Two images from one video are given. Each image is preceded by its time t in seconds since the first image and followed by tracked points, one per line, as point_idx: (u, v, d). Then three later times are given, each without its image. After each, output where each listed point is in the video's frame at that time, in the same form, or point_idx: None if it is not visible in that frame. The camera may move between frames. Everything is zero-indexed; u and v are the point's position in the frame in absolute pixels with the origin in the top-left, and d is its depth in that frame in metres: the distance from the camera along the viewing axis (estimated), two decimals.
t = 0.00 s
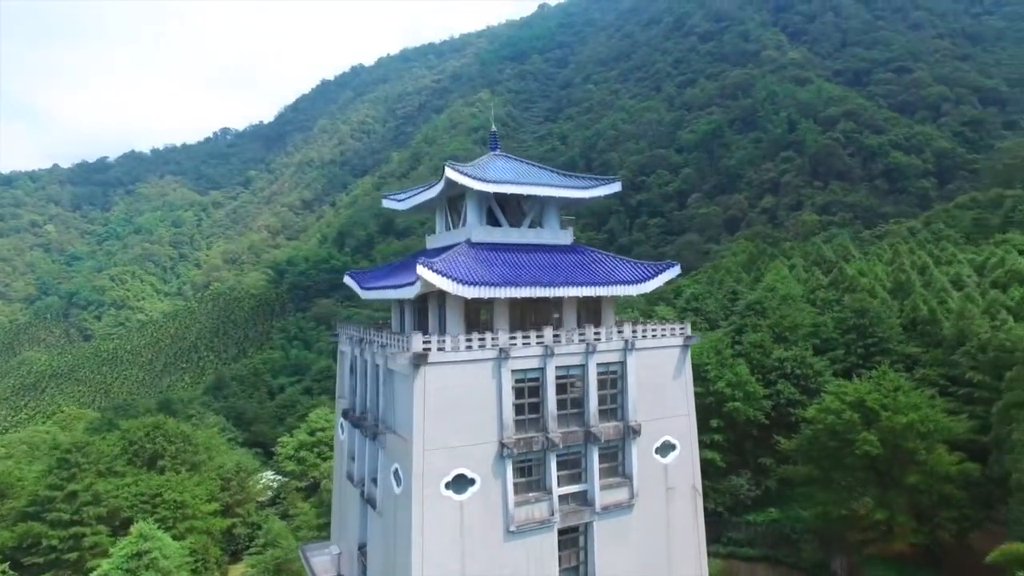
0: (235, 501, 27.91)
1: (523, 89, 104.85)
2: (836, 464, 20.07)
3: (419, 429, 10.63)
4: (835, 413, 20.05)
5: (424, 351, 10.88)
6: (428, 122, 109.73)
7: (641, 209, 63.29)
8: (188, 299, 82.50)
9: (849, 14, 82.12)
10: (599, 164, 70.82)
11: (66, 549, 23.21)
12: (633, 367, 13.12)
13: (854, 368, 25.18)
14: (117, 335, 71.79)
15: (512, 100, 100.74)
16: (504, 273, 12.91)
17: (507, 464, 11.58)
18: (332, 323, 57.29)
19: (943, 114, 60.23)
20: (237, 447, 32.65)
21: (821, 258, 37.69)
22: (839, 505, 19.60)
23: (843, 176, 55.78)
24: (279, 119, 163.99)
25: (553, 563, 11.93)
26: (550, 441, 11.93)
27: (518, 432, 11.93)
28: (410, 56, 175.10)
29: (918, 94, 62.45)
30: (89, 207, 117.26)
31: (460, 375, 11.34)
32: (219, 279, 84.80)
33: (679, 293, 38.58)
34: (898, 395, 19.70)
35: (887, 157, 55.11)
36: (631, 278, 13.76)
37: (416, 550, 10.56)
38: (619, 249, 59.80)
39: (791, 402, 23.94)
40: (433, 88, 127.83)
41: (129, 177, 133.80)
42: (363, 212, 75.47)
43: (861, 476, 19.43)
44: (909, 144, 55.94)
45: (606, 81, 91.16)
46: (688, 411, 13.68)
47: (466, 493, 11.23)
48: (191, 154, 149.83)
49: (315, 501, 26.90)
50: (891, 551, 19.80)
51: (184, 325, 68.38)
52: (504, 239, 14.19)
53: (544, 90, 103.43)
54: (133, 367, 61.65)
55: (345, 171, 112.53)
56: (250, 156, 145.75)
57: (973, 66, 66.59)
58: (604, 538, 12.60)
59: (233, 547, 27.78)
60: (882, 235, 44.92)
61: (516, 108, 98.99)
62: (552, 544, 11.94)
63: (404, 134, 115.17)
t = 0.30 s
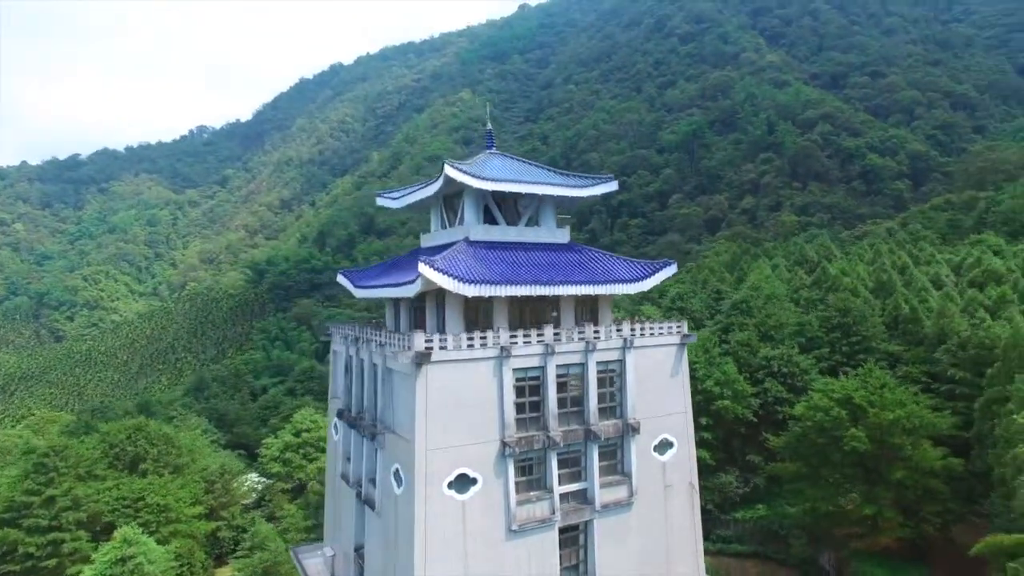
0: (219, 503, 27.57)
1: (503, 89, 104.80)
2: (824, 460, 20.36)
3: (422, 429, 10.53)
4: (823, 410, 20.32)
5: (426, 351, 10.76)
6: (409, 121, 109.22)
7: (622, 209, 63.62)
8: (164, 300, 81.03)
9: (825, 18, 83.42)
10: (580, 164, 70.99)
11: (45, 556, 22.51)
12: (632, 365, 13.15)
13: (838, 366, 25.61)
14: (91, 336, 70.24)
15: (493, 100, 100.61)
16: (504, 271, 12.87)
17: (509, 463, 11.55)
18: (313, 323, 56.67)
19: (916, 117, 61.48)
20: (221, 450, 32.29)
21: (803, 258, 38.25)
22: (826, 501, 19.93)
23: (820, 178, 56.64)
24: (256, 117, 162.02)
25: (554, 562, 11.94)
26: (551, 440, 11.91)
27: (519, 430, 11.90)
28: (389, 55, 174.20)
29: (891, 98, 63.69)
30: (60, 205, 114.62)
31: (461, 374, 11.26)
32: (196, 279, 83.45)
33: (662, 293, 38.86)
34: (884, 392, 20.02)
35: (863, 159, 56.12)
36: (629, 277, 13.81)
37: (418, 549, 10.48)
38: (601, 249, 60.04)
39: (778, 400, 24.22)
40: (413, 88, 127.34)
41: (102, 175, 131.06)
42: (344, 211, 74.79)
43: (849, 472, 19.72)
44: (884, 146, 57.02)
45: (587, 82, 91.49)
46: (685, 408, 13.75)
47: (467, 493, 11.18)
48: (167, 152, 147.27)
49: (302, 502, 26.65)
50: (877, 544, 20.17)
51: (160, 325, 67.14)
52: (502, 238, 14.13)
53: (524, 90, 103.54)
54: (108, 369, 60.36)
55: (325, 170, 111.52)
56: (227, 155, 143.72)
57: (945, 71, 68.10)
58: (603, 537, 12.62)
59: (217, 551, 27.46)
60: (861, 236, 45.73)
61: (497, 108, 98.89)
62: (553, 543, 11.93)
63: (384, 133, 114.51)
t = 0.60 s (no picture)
0: (199, 507, 27.02)
1: (480, 89, 104.66)
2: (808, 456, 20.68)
3: (423, 429, 10.43)
4: (808, 407, 20.65)
5: (427, 349, 10.66)
6: (385, 120, 108.51)
7: (600, 210, 63.91)
8: (134, 300, 79.18)
9: (797, 23, 84.88)
10: (558, 164, 71.07)
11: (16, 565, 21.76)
12: (628, 362, 13.20)
13: (819, 364, 26.07)
14: (57, 337, 68.30)
15: (471, 99, 100.38)
16: (501, 269, 12.80)
17: (509, 462, 11.51)
18: (290, 323, 55.86)
19: (886, 121, 62.88)
20: (200, 453, 31.73)
21: (782, 258, 38.83)
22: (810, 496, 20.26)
23: (795, 179, 57.57)
24: (229, 115, 159.51)
25: (553, 560, 11.92)
26: (550, 438, 11.89)
27: (519, 428, 11.87)
28: (365, 54, 172.94)
29: (862, 102, 65.03)
30: (24, 203, 111.37)
31: (462, 373, 11.19)
32: (168, 279, 81.75)
33: (643, 293, 39.17)
34: (866, 389, 20.40)
35: (836, 161, 57.22)
36: (624, 274, 13.86)
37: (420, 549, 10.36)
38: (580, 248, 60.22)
39: (762, 397, 24.56)
40: (390, 87, 126.60)
41: (68, 172, 127.67)
42: (320, 210, 73.92)
43: (833, 467, 20.07)
44: (856, 148, 58.20)
45: (564, 83, 91.80)
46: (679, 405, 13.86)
47: (467, 493, 11.10)
48: (136, 149, 144.06)
49: (284, 504, 26.22)
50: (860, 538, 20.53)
51: (130, 327, 65.61)
52: (498, 237, 14.06)
53: (501, 90, 103.56)
54: (76, 371, 58.75)
55: (300, 170, 110.21)
56: (199, 153, 141.30)
57: (912, 77, 69.83)
58: (600, 534, 12.64)
59: (197, 556, 26.79)
60: (835, 237, 46.63)
61: (474, 107, 98.67)
62: (552, 541, 11.91)
63: (360, 133, 113.65)
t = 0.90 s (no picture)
0: (183, 510, 26.53)
1: (462, 88, 104.45)
2: (795, 452, 20.91)
3: (425, 428, 10.35)
4: (796, 404, 20.89)
5: (428, 348, 10.58)
6: (366, 119, 107.78)
7: (584, 210, 64.12)
8: (109, 301, 77.62)
9: (776, 26, 85.96)
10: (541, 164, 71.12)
11: None
12: (626, 360, 13.24)
13: (805, 362, 26.42)
14: (29, 339, 66.64)
15: (452, 99, 100.14)
16: (500, 268, 12.76)
17: (510, 461, 11.47)
18: (271, 323, 55.15)
19: (862, 123, 63.98)
20: (182, 455, 31.22)
21: (765, 258, 39.28)
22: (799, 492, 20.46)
23: (775, 180, 58.28)
24: (207, 113, 157.24)
25: (553, 559, 11.92)
26: (551, 436, 11.87)
27: (519, 427, 11.85)
28: (345, 52, 171.71)
29: (839, 105, 66.08)
30: None
31: (463, 372, 11.12)
32: (144, 279, 80.22)
33: (628, 292, 39.38)
34: (853, 386, 20.69)
35: (815, 162, 58.05)
36: (621, 273, 13.90)
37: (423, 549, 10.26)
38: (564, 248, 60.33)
39: (749, 396, 24.81)
40: (370, 85, 125.79)
41: (39, 170, 124.70)
42: (300, 210, 73.15)
43: (821, 463, 20.32)
44: (834, 150, 59.10)
45: (546, 83, 91.98)
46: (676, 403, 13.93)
47: (469, 492, 11.03)
48: (110, 147, 141.30)
49: (270, 506, 25.83)
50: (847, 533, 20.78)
51: (106, 327, 64.30)
52: (495, 236, 14.02)
53: (483, 90, 103.47)
54: (50, 373, 57.40)
55: (279, 169, 108.99)
56: (175, 151, 139.14)
57: (887, 81, 71.15)
58: (599, 532, 12.66)
59: (181, 560, 25.83)
60: (816, 237, 47.29)
61: (456, 107, 98.44)
62: (552, 540, 11.90)
63: (340, 132, 112.85)
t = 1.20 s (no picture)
0: (164, 514, 25.95)
1: (441, 88, 104.15)
2: (782, 449, 21.13)
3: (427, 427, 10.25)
4: (783, 402, 21.11)
5: (430, 346, 10.50)
6: (343, 118, 106.87)
7: (565, 210, 64.28)
8: (79, 301, 75.78)
9: (752, 29, 87.07)
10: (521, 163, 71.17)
11: None
12: (623, 358, 13.27)
13: (789, 360, 26.76)
14: None
15: (431, 98, 99.79)
16: (498, 266, 12.70)
17: (510, 460, 11.44)
18: (249, 324, 54.37)
19: (837, 126, 65.09)
20: (162, 458, 30.65)
21: (746, 258, 39.73)
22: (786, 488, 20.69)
23: (753, 181, 59.02)
24: (180, 110, 154.52)
25: (553, 557, 11.90)
26: (550, 435, 11.86)
27: (519, 425, 11.81)
28: (323, 50, 170.11)
29: (815, 107, 67.17)
30: None
31: (464, 371, 11.05)
32: (116, 278, 78.48)
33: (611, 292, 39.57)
34: (838, 383, 20.98)
35: (792, 164, 58.91)
36: (617, 271, 13.92)
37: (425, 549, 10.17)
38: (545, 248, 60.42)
39: (735, 394, 25.05)
40: (348, 84, 124.75)
41: (5, 167, 121.36)
42: (278, 209, 72.23)
43: (807, 460, 20.56)
44: (811, 152, 59.99)
45: (526, 83, 92.08)
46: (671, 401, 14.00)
47: (470, 491, 10.97)
48: (80, 143, 138.05)
49: (255, 509, 25.41)
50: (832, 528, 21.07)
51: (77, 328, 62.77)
52: (492, 234, 13.97)
53: (462, 90, 103.27)
54: (19, 375, 55.85)
55: (255, 168, 107.57)
56: (148, 148, 136.54)
57: (861, 84, 72.43)
58: (598, 529, 12.68)
59: (162, 565, 25.22)
60: (795, 237, 47.98)
61: (435, 107, 98.07)
62: (552, 538, 11.88)
63: (318, 132, 111.83)
